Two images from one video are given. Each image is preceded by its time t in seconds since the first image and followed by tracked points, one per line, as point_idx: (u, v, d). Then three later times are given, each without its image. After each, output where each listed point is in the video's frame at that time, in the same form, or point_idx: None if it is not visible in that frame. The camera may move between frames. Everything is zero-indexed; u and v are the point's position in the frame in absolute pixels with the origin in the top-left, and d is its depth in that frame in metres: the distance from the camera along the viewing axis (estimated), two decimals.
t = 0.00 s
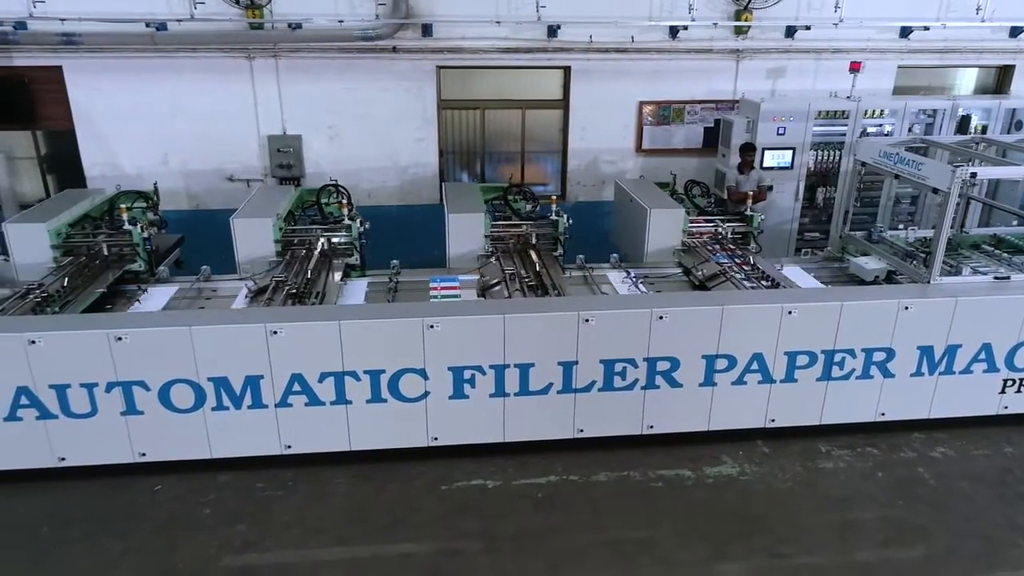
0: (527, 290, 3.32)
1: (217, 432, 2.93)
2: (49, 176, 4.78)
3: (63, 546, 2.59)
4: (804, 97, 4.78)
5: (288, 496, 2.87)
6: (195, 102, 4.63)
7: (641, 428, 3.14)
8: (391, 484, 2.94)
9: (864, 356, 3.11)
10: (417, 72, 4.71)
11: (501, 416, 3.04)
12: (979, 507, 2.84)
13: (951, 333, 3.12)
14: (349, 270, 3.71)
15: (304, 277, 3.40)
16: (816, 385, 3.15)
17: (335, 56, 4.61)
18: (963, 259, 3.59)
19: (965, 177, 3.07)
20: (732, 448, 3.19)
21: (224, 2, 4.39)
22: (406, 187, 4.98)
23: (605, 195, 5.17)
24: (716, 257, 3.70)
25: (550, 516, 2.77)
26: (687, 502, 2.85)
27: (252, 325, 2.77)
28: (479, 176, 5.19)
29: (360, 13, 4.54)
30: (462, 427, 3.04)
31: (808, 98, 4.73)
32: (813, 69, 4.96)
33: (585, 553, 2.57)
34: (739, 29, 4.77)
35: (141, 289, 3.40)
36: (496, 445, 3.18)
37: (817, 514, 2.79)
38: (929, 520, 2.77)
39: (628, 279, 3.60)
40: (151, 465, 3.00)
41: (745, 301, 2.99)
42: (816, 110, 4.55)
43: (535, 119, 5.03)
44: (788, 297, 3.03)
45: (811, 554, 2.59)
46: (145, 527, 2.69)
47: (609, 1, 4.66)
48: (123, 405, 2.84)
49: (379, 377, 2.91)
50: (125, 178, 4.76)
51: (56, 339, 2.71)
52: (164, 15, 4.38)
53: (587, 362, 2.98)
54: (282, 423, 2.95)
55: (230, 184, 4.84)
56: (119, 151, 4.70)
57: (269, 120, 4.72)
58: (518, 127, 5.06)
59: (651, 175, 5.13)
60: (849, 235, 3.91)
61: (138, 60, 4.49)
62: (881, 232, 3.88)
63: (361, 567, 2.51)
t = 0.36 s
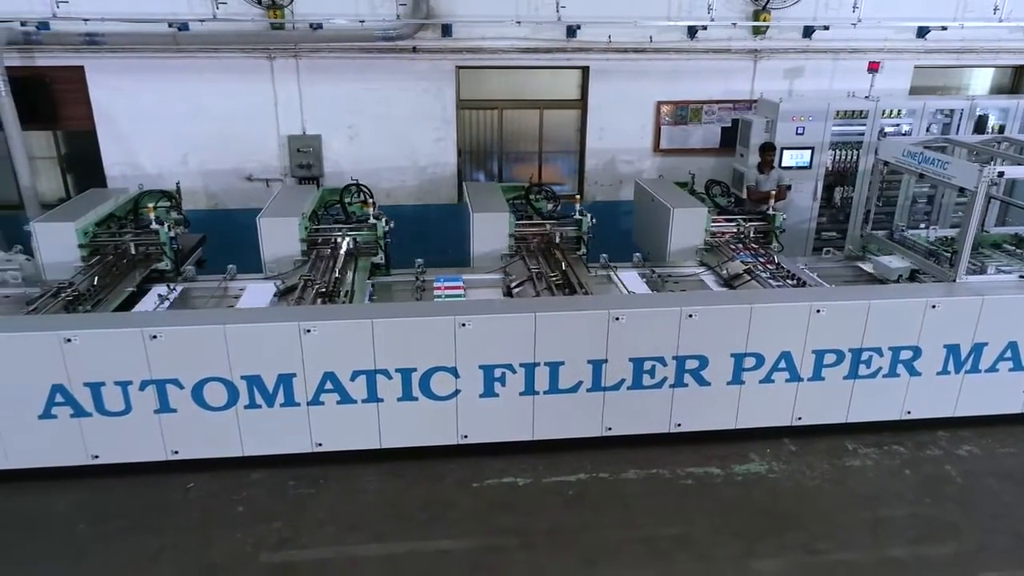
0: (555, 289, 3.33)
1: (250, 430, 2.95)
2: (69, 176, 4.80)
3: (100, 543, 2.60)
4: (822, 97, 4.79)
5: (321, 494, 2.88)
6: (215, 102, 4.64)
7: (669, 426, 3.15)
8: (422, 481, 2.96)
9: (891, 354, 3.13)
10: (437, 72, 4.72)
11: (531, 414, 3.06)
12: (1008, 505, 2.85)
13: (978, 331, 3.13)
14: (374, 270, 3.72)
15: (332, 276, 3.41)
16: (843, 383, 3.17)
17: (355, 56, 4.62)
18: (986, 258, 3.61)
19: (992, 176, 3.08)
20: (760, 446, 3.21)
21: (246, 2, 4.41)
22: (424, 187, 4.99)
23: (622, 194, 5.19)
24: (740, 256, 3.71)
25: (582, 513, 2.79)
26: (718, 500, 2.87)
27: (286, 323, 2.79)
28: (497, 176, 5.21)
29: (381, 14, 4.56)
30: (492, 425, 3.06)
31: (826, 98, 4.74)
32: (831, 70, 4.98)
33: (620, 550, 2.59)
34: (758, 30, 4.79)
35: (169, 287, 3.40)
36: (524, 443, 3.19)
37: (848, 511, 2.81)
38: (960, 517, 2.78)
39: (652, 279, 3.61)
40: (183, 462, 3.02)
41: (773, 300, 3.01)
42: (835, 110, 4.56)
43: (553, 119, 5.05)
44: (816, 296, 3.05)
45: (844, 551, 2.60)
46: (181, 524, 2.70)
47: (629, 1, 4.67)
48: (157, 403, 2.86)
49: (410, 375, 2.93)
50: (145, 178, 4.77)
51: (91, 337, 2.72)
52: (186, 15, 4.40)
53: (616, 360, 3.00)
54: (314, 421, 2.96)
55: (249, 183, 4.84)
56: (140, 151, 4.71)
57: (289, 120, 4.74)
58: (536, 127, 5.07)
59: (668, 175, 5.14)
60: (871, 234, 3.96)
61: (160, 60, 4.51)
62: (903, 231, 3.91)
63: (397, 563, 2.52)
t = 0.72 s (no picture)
0: (585, 287, 3.34)
1: (284, 428, 2.97)
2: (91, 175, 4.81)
3: (140, 539, 2.62)
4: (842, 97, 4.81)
5: (355, 491, 2.90)
6: (237, 101, 4.66)
7: (698, 423, 3.17)
8: (456, 478, 2.97)
9: (920, 352, 3.14)
10: (458, 72, 4.74)
11: (562, 411, 3.07)
12: None
13: (1006, 329, 3.15)
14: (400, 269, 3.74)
15: (362, 274, 3.43)
16: (871, 381, 3.18)
17: (377, 56, 4.64)
18: (1011, 256, 3.63)
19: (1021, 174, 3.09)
20: (789, 443, 3.22)
21: (268, 2, 4.42)
22: (444, 186, 5.01)
23: (640, 194, 5.20)
24: (766, 254, 3.73)
25: (617, 510, 2.80)
26: (751, 496, 2.88)
27: (321, 321, 2.80)
28: (516, 175, 5.24)
29: (402, 13, 4.57)
30: (524, 423, 3.08)
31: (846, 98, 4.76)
32: (849, 69, 4.99)
33: (657, 546, 2.61)
34: (777, 29, 4.80)
35: (201, 285, 3.42)
36: (554, 441, 3.21)
37: (881, 508, 2.83)
38: (992, 513, 2.80)
39: (680, 276, 3.63)
40: (217, 460, 3.03)
41: (804, 298, 3.02)
42: (855, 109, 4.57)
43: (572, 119, 5.07)
44: (846, 294, 3.06)
45: (880, 547, 2.61)
46: (219, 521, 2.72)
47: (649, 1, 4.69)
48: (192, 400, 2.87)
49: (443, 373, 2.94)
50: (166, 178, 4.79)
51: (129, 335, 2.74)
52: (209, 15, 4.41)
53: (648, 358, 3.01)
54: (347, 419, 2.98)
55: (270, 183, 4.86)
56: (162, 149, 4.72)
57: (310, 120, 4.76)
58: (556, 126, 5.10)
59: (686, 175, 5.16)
60: (896, 233, 3.97)
61: (182, 60, 4.53)
62: (927, 230, 3.93)
63: (436, 559, 2.54)
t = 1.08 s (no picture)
0: (614, 284, 3.35)
1: (318, 424, 2.98)
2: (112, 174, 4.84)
3: (179, 535, 2.64)
4: (861, 96, 4.83)
5: (390, 488, 2.92)
6: (259, 101, 4.68)
7: (728, 420, 3.19)
8: (489, 475, 2.99)
9: (949, 350, 3.16)
10: (478, 72, 4.76)
11: (593, 408, 3.09)
12: None
13: None
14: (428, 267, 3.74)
15: (392, 273, 3.44)
16: (900, 379, 3.20)
17: (398, 55, 4.66)
18: None
19: None
20: (818, 441, 3.24)
21: (291, 1, 4.44)
22: (464, 185, 5.03)
23: (659, 192, 5.22)
24: (791, 252, 3.74)
25: (651, 506, 2.82)
26: (784, 492, 2.90)
27: (357, 319, 2.82)
28: (535, 174, 5.26)
29: (424, 13, 4.59)
30: (555, 420, 3.09)
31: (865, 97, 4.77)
32: (868, 68, 5.01)
33: (693, 541, 2.62)
34: (796, 28, 4.82)
35: (233, 282, 3.45)
36: (584, 438, 3.22)
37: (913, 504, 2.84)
38: None
39: (708, 274, 3.63)
40: (251, 457, 3.05)
41: (834, 296, 3.03)
42: (875, 108, 4.59)
43: (591, 118, 5.09)
44: (876, 292, 3.08)
45: (915, 543, 2.63)
46: (257, 517, 2.73)
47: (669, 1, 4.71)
48: (228, 397, 2.89)
49: (477, 370, 2.96)
50: (188, 176, 4.81)
51: (166, 333, 2.75)
52: (232, 15, 4.43)
53: (679, 356, 3.03)
54: (381, 416, 3.00)
55: (291, 182, 4.88)
56: (184, 148, 4.74)
57: (332, 120, 4.78)
58: (575, 126, 5.12)
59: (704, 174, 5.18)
60: (919, 232, 3.97)
61: (205, 59, 4.54)
62: (950, 228, 3.94)
63: (475, 555, 2.55)
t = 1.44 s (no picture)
0: (643, 282, 3.35)
1: (351, 421, 3.00)
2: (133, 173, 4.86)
3: (217, 531, 2.66)
4: (879, 96, 4.85)
5: (423, 484, 2.94)
6: (281, 100, 4.70)
7: (756, 418, 3.20)
8: (520, 472, 3.01)
9: (976, 347, 3.17)
10: (498, 71, 4.78)
11: (623, 405, 3.11)
12: None
13: None
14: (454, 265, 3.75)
15: (421, 271, 3.46)
16: (927, 376, 3.22)
17: (419, 55, 4.68)
18: None
19: None
20: (846, 438, 3.26)
21: (313, 1, 4.46)
22: (483, 183, 5.05)
23: (677, 191, 5.24)
24: (815, 251, 3.76)
25: (683, 503, 2.84)
26: (814, 489, 2.92)
27: (391, 316, 2.84)
28: (554, 173, 5.28)
29: (445, 13, 4.61)
30: (585, 417, 3.11)
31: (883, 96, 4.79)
32: (885, 68, 5.03)
33: (727, 537, 2.64)
34: (815, 28, 4.84)
35: (263, 280, 3.47)
36: (613, 435, 3.24)
37: (943, 500, 2.86)
38: None
39: (734, 273, 3.65)
40: (283, 454, 3.07)
41: (863, 294, 3.05)
42: (894, 107, 4.60)
43: (609, 117, 5.12)
44: (904, 290, 3.09)
45: (948, 539, 2.65)
46: (293, 514, 2.75)
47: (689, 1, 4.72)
48: (262, 395, 2.91)
49: (509, 367, 2.98)
50: (209, 175, 4.82)
51: (203, 330, 2.77)
52: (255, 14, 4.45)
53: (709, 353, 3.05)
54: (413, 413, 3.02)
55: (311, 181, 4.90)
56: (205, 147, 4.76)
57: (352, 119, 4.80)
58: (594, 125, 5.14)
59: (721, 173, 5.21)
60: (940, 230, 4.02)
61: (228, 59, 4.56)
62: (972, 227, 3.97)
63: (512, 551, 2.57)
